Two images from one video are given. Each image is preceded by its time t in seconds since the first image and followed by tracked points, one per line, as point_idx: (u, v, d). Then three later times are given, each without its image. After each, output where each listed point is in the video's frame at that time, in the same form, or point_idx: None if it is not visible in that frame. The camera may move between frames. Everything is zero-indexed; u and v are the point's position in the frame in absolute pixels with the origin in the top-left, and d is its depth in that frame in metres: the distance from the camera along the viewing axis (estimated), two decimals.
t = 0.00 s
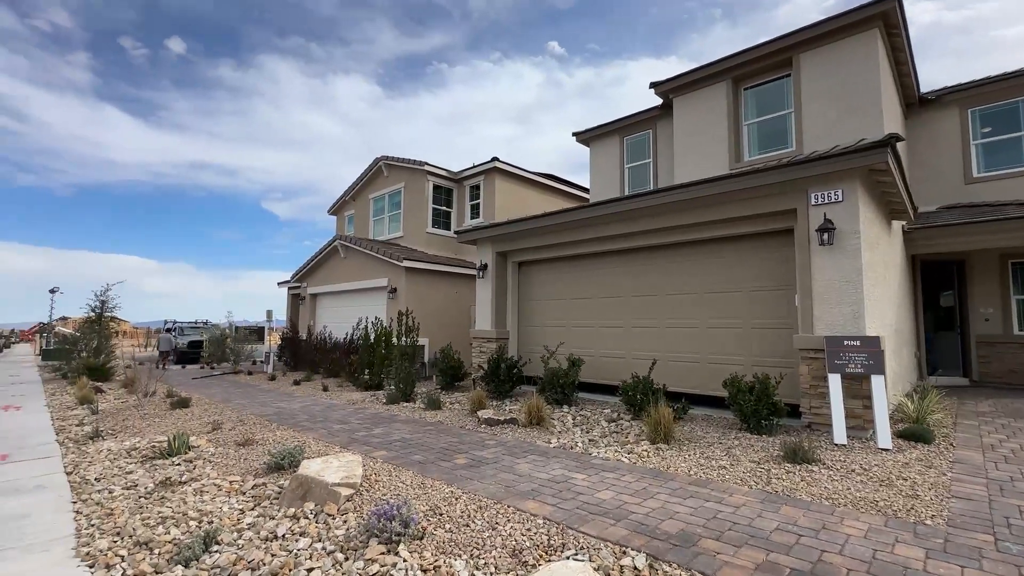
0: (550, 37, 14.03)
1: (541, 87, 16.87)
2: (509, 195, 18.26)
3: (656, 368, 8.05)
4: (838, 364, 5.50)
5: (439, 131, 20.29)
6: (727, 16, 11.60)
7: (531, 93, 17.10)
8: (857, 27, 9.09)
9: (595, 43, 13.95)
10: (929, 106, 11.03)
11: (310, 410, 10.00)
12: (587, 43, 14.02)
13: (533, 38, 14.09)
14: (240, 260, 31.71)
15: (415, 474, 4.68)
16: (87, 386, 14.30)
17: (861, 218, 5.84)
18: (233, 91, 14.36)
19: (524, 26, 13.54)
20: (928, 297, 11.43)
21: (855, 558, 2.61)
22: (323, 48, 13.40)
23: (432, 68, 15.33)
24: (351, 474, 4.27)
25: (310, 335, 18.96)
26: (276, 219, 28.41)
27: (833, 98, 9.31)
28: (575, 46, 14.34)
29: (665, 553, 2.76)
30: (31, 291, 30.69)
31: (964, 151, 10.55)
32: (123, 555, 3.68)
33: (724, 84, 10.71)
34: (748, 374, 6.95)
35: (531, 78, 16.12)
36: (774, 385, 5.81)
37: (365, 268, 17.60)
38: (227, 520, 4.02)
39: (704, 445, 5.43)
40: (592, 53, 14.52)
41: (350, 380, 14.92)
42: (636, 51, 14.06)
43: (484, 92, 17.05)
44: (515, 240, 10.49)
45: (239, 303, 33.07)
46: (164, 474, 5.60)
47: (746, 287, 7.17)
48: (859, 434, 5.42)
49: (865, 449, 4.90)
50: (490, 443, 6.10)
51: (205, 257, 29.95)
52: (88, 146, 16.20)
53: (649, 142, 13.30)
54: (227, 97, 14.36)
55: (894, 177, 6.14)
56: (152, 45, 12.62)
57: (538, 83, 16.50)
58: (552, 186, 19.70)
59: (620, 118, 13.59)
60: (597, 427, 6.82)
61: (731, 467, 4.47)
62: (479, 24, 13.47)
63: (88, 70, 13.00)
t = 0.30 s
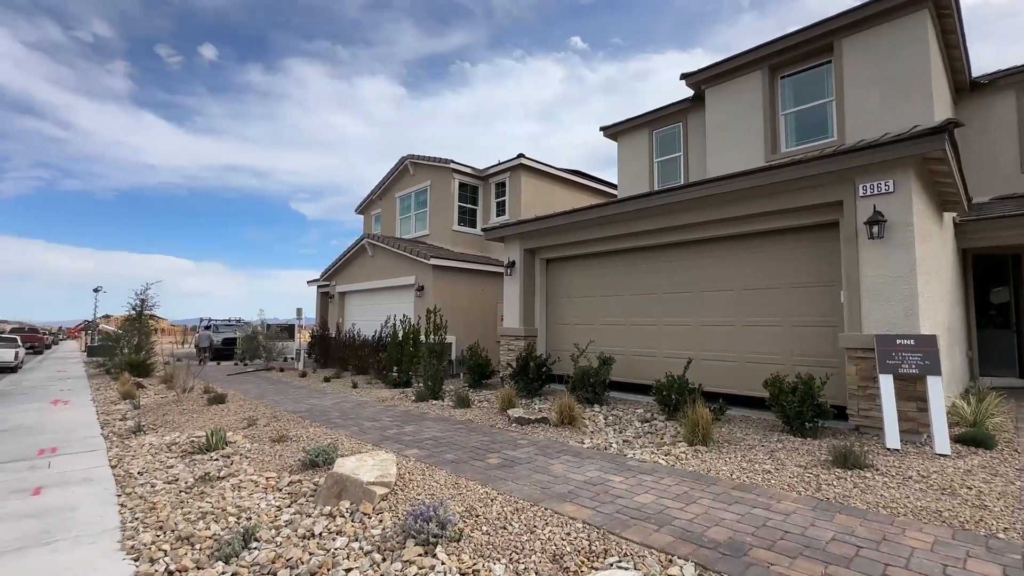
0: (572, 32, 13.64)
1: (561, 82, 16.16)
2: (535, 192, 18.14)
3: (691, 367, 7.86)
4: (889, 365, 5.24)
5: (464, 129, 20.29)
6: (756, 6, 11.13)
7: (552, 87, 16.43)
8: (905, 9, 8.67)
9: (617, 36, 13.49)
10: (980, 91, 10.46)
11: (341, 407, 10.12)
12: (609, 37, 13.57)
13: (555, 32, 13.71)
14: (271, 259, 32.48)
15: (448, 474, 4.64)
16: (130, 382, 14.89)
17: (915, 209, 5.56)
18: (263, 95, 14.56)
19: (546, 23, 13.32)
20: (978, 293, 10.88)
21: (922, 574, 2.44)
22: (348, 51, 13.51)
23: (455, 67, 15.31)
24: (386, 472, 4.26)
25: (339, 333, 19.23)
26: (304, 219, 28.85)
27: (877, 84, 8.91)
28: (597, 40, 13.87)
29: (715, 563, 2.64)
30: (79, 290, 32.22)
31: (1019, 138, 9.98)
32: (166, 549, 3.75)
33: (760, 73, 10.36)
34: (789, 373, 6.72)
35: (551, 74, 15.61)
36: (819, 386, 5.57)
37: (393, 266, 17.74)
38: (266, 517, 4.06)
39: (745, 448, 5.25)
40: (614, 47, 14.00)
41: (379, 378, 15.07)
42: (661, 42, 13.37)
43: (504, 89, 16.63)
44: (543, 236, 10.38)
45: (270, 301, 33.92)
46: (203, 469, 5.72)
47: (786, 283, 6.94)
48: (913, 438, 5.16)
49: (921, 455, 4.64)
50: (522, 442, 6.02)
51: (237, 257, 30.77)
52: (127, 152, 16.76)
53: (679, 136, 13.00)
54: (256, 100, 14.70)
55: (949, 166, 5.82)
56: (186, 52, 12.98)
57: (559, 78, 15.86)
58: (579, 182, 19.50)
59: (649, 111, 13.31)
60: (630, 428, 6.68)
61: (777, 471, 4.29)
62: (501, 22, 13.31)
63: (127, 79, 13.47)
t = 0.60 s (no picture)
0: (592, 27, 13.31)
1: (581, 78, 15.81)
2: (559, 188, 18.00)
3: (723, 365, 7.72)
4: (939, 364, 5.01)
5: (485, 127, 20.25)
6: None
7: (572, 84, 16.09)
8: None
9: (639, 30, 13.13)
10: None
11: (367, 403, 10.19)
12: (631, 31, 13.22)
13: (574, 27, 13.41)
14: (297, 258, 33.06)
15: (476, 472, 4.58)
16: (164, 378, 15.34)
17: (965, 199, 5.31)
18: (288, 97, 14.76)
19: (566, 20, 13.10)
20: None
21: None
22: (370, 52, 13.58)
23: (475, 66, 15.28)
24: (415, 470, 4.23)
25: (364, 331, 19.42)
26: (328, 218, 29.22)
27: (920, 70, 8.52)
28: (619, 34, 13.52)
29: (760, 571, 2.52)
30: (116, 288, 33.42)
31: None
32: (200, 544, 3.78)
33: (793, 61, 10.03)
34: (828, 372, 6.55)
35: (572, 70, 15.26)
36: (861, 386, 5.35)
37: (416, 264, 17.82)
38: (296, 513, 4.07)
39: (781, 449, 5.06)
40: (636, 41, 13.63)
41: (404, 375, 15.16)
42: (684, 35, 12.92)
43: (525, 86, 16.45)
44: (568, 232, 10.26)
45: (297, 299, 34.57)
46: (235, 464, 5.80)
47: (824, 278, 6.79)
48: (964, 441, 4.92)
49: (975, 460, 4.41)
50: (549, 441, 5.93)
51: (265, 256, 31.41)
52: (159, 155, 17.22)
53: (707, 128, 12.69)
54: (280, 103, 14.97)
55: (1002, 154, 5.55)
56: (214, 57, 13.28)
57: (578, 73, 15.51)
58: (603, 178, 19.29)
59: (676, 104, 13.02)
60: (660, 427, 6.53)
61: (818, 475, 4.12)
62: (520, 20, 13.16)
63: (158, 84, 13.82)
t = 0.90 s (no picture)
0: (609, 22, 13.11)
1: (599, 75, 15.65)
2: (579, 186, 17.91)
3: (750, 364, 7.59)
4: (981, 365, 4.87)
5: (503, 126, 20.22)
6: None
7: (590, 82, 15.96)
8: None
9: (658, 26, 12.86)
10: None
11: (390, 401, 10.28)
12: (648, 26, 12.96)
13: (591, 23, 13.25)
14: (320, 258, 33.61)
15: (501, 471, 4.57)
16: (193, 374, 15.75)
17: (1010, 192, 5.10)
18: (308, 99, 14.96)
19: (583, 16, 12.95)
20: None
21: None
22: (388, 52, 13.67)
23: (492, 65, 15.29)
24: (440, 468, 4.24)
25: (385, 329, 19.60)
26: (350, 218, 29.57)
27: (958, 58, 8.21)
28: (636, 29, 13.27)
29: None
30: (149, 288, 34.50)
31: None
32: (233, 537, 3.86)
33: (822, 52, 9.77)
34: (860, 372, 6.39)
35: (589, 67, 15.10)
36: (897, 386, 5.21)
37: (437, 263, 17.92)
38: (324, 508, 4.13)
39: (813, 451, 4.94)
40: (654, 36, 13.36)
41: (425, 372, 15.26)
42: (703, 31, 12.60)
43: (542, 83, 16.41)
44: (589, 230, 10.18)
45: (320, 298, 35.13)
46: (263, 460, 5.92)
47: (855, 276, 6.63)
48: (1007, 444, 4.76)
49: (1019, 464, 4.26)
50: (573, 440, 5.89)
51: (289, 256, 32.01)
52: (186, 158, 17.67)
53: (731, 123, 12.46)
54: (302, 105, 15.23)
55: None
56: (237, 61, 13.56)
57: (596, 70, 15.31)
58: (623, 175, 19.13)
59: (699, 99, 12.80)
60: (685, 427, 6.44)
61: (853, 478, 4.02)
62: (537, 17, 13.07)
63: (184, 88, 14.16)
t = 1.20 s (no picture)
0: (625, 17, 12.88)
1: (614, 72, 15.16)
2: (598, 184, 17.82)
3: (778, 364, 7.50)
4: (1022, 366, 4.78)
5: (519, 125, 20.17)
6: None
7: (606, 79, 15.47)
8: None
9: (674, 19, 12.52)
10: None
11: (412, 399, 10.38)
12: (665, 20, 12.63)
13: (607, 18, 13.04)
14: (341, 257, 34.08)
15: (528, 470, 4.59)
16: (220, 371, 16.12)
17: None
18: (325, 100, 15.25)
19: (598, 12, 12.80)
20: None
21: None
22: (403, 53, 13.80)
23: (507, 62, 15.30)
24: (468, 466, 4.28)
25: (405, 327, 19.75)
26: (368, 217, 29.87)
27: (992, 49, 7.97)
28: (653, 24, 12.96)
29: None
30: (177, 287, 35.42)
31: None
32: (268, 532, 3.96)
33: (849, 46, 9.58)
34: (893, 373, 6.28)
35: (604, 64, 14.88)
36: (931, 386, 5.11)
37: (456, 261, 18.00)
38: (355, 504, 4.20)
39: (845, 453, 4.86)
40: (671, 31, 13.00)
41: (445, 371, 15.36)
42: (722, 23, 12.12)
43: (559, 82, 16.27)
44: (609, 229, 10.13)
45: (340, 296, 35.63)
46: (293, 456, 6.04)
47: (887, 274, 6.51)
48: None
49: None
50: (598, 440, 5.87)
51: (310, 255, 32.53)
52: (210, 159, 18.07)
53: (753, 119, 12.28)
54: (320, 107, 15.53)
55: None
56: (257, 64, 13.84)
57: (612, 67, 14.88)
58: (642, 173, 18.99)
59: (721, 95, 12.63)
60: (710, 427, 6.39)
61: (889, 481, 3.95)
62: (552, 14, 13.01)
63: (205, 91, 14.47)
